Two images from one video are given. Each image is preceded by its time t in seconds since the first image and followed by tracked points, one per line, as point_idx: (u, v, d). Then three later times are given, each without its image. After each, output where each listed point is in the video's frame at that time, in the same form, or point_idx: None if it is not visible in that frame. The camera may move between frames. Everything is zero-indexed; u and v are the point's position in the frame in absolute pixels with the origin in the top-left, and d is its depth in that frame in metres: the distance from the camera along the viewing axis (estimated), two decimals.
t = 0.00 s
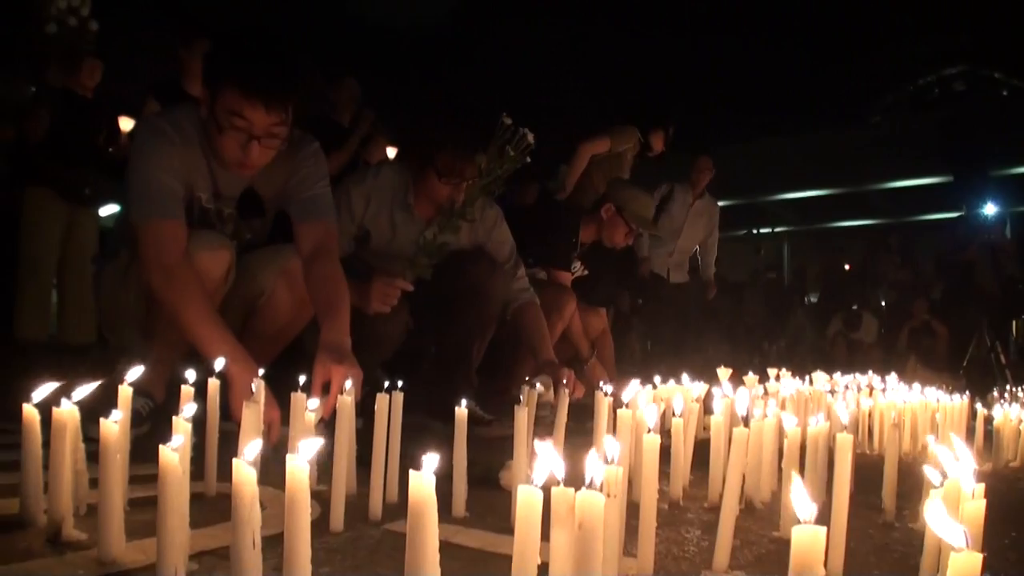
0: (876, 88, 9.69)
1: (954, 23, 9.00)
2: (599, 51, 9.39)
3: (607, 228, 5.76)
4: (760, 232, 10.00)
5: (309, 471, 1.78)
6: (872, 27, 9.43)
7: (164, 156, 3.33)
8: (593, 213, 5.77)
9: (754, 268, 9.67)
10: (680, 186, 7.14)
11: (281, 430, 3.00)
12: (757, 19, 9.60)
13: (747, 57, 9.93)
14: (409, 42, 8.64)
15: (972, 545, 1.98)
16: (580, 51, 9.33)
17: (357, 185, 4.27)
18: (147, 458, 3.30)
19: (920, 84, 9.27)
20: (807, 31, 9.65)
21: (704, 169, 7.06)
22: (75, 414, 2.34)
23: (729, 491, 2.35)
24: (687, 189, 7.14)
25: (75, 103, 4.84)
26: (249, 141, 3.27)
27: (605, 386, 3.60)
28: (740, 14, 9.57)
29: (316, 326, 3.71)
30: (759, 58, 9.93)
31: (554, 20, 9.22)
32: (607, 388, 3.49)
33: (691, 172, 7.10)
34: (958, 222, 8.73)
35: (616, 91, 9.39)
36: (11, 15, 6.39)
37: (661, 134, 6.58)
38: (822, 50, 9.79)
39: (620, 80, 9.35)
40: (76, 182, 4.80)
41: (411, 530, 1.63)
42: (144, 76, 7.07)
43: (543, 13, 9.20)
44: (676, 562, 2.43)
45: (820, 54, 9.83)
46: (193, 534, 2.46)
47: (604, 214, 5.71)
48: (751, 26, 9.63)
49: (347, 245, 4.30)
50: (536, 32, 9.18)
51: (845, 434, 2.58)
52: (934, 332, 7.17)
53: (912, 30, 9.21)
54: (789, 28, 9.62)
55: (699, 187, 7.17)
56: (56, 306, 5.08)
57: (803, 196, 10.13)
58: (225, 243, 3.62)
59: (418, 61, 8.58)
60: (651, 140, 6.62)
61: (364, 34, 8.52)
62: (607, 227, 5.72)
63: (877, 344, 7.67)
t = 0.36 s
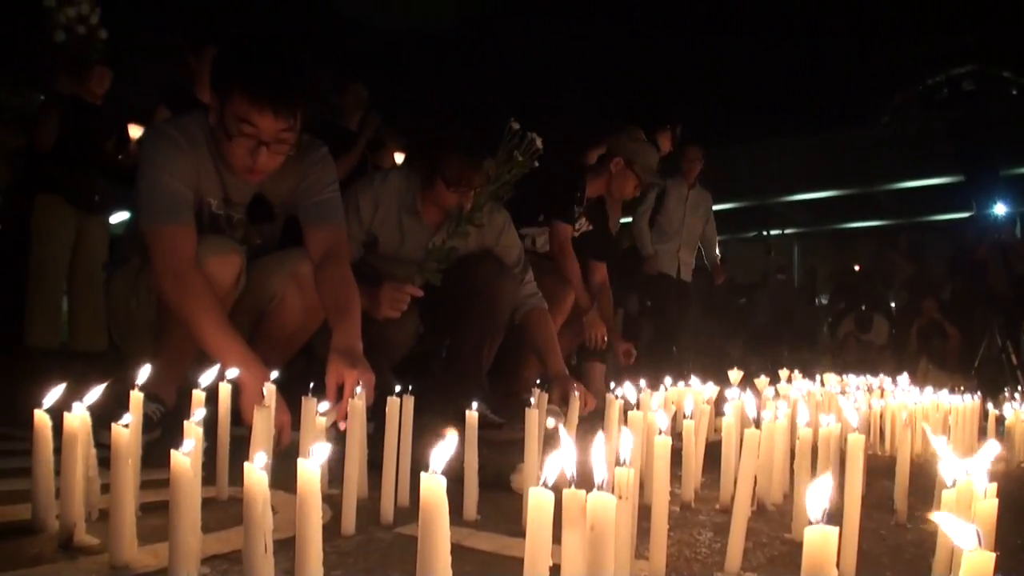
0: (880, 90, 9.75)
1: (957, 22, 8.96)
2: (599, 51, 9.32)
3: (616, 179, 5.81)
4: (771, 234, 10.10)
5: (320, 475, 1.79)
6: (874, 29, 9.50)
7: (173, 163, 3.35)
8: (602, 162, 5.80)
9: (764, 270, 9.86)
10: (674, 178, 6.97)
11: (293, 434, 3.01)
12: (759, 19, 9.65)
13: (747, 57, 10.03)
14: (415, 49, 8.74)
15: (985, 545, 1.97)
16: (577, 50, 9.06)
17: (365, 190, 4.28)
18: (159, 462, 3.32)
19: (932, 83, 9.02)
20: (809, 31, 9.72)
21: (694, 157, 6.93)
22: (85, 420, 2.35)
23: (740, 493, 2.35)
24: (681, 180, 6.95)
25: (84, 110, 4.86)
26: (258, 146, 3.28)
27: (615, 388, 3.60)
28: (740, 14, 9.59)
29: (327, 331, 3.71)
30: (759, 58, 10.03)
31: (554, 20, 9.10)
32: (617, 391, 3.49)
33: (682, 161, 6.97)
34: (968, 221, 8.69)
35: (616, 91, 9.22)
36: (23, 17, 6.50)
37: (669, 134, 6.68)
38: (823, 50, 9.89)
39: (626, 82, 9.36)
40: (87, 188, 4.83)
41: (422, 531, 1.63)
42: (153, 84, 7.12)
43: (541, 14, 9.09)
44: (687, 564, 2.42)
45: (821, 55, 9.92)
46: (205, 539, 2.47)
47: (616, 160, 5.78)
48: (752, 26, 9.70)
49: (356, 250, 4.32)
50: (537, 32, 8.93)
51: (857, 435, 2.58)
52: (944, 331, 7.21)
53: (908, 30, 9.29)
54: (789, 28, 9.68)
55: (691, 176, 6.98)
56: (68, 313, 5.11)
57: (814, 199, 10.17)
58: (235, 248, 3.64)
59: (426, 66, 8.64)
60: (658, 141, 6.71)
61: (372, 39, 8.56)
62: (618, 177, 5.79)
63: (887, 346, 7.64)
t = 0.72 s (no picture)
0: (884, 91, 9.83)
1: (957, 21, 9.14)
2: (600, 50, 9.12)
3: (609, 95, 5.83)
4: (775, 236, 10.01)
5: (324, 476, 1.79)
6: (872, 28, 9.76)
7: (178, 166, 3.36)
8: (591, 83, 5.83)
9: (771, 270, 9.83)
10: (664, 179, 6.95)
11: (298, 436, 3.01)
12: (757, 17, 9.99)
13: (747, 58, 10.34)
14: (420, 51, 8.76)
15: (991, 542, 1.97)
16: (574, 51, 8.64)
17: (369, 194, 4.30)
18: (164, 465, 3.32)
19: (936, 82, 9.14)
20: (808, 32, 10.05)
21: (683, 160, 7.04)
22: (91, 424, 2.35)
23: (746, 494, 2.34)
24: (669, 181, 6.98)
25: (89, 115, 4.87)
26: (262, 150, 3.28)
27: (620, 388, 3.60)
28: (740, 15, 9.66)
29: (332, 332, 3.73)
30: (759, 58, 10.33)
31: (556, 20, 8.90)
32: (623, 391, 3.49)
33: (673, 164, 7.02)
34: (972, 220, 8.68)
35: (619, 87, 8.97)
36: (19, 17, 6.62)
37: (669, 133, 6.82)
38: (823, 49, 10.16)
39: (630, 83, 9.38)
40: (91, 195, 4.84)
41: (427, 531, 1.63)
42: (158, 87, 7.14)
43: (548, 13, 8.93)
44: (693, 565, 2.41)
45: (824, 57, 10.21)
46: (210, 541, 2.47)
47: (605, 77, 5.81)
48: (752, 23, 10.04)
49: (361, 253, 4.32)
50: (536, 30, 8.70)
51: (864, 434, 2.57)
52: (950, 331, 7.17)
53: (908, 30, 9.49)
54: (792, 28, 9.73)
55: (679, 177, 7.00)
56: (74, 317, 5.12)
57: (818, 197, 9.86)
58: (240, 251, 3.64)
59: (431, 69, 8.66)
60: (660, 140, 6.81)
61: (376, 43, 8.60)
62: (611, 92, 5.82)
63: (894, 346, 7.61)
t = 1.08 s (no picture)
0: (887, 90, 9.89)
1: (957, 20, 9.19)
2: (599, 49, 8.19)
3: (580, 49, 5.73)
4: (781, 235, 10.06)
5: (329, 479, 1.79)
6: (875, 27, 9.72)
7: (183, 170, 3.36)
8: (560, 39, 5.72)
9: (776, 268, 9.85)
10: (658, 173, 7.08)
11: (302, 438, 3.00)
12: (757, 17, 9.87)
13: (747, 57, 10.24)
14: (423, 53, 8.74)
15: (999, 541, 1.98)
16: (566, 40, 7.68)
17: (374, 196, 4.29)
18: (169, 469, 3.32)
19: (939, 80, 9.28)
20: (808, 32, 9.97)
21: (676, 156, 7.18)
22: (95, 428, 2.34)
23: (753, 495, 2.33)
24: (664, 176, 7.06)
25: (91, 120, 4.86)
26: (266, 153, 3.28)
27: (626, 388, 3.59)
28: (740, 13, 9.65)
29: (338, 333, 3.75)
30: (759, 58, 10.25)
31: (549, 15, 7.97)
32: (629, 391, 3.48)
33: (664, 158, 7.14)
34: (978, 217, 8.63)
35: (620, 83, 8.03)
36: (20, 18, 6.67)
37: (656, 128, 6.72)
38: (822, 49, 10.11)
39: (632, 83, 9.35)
40: (94, 197, 4.82)
41: (432, 534, 1.62)
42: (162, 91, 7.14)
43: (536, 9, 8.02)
44: (700, 566, 2.40)
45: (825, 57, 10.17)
46: (215, 544, 2.47)
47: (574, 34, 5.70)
48: (752, 23, 9.92)
49: (366, 254, 4.33)
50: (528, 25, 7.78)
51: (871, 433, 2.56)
52: (956, 329, 7.08)
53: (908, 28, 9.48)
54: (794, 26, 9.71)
55: (673, 172, 7.12)
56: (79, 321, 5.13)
57: (824, 196, 9.79)
58: (245, 253, 3.64)
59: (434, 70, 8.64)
60: (646, 136, 6.72)
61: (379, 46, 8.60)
62: (582, 46, 5.71)
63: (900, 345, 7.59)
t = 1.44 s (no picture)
0: (888, 90, 9.88)
1: (957, 20, 9.01)
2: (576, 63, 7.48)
3: (542, 25, 5.84)
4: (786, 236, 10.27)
5: (337, 483, 1.78)
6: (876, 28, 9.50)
7: (189, 175, 3.36)
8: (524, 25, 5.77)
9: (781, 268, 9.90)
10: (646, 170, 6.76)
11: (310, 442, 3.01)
12: (756, 17, 9.66)
13: (747, 57, 10.09)
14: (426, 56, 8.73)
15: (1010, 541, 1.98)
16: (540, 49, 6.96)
17: (381, 200, 4.29)
18: (176, 473, 3.32)
19: (944, 77, 9.33)
20: (808, 32, 9.77)
21: (666, 149, 6.68)
22: (102, 432, 2.34)
23: (762, 497, 2.31)
24: (654, 171, 6.68)
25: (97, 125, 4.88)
26: (272, 157, 3.27)
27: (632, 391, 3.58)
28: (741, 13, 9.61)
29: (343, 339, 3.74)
30: (760, 58, 10.07)
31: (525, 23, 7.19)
32: (636, 393, 3.48)
33: (652, 157, 6.72)
34: (985, 216, 8.60)
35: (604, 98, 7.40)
36: (20, 18, 6.75)
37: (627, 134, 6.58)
38: (822, 50, 9.92)
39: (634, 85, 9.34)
40: (101, 201, 4.84)
41: (442, 537, 1.62)
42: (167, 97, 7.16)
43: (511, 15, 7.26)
44: (709, 568, 2.39)
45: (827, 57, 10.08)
46: (224, 548, 2.46)
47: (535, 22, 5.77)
48: (752, 23, 9.72)
49: (373, 258, 4.32)
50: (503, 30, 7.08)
51: (880, 434, 2.54)
52: (964, 329, 7.09)
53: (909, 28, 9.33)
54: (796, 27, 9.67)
55: (665, 167, 6.70)
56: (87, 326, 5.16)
57: (828, 197, 9.86)
58: (252, 258, 3.64)
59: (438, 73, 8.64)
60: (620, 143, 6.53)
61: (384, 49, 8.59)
62: (545, 20, 5.84)
63: (907, 345, 7.56)
